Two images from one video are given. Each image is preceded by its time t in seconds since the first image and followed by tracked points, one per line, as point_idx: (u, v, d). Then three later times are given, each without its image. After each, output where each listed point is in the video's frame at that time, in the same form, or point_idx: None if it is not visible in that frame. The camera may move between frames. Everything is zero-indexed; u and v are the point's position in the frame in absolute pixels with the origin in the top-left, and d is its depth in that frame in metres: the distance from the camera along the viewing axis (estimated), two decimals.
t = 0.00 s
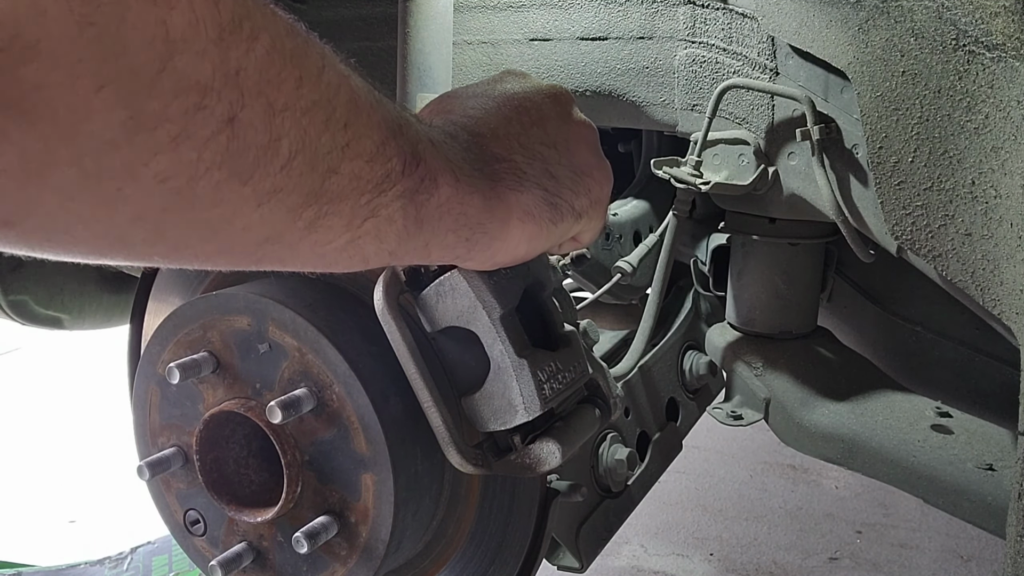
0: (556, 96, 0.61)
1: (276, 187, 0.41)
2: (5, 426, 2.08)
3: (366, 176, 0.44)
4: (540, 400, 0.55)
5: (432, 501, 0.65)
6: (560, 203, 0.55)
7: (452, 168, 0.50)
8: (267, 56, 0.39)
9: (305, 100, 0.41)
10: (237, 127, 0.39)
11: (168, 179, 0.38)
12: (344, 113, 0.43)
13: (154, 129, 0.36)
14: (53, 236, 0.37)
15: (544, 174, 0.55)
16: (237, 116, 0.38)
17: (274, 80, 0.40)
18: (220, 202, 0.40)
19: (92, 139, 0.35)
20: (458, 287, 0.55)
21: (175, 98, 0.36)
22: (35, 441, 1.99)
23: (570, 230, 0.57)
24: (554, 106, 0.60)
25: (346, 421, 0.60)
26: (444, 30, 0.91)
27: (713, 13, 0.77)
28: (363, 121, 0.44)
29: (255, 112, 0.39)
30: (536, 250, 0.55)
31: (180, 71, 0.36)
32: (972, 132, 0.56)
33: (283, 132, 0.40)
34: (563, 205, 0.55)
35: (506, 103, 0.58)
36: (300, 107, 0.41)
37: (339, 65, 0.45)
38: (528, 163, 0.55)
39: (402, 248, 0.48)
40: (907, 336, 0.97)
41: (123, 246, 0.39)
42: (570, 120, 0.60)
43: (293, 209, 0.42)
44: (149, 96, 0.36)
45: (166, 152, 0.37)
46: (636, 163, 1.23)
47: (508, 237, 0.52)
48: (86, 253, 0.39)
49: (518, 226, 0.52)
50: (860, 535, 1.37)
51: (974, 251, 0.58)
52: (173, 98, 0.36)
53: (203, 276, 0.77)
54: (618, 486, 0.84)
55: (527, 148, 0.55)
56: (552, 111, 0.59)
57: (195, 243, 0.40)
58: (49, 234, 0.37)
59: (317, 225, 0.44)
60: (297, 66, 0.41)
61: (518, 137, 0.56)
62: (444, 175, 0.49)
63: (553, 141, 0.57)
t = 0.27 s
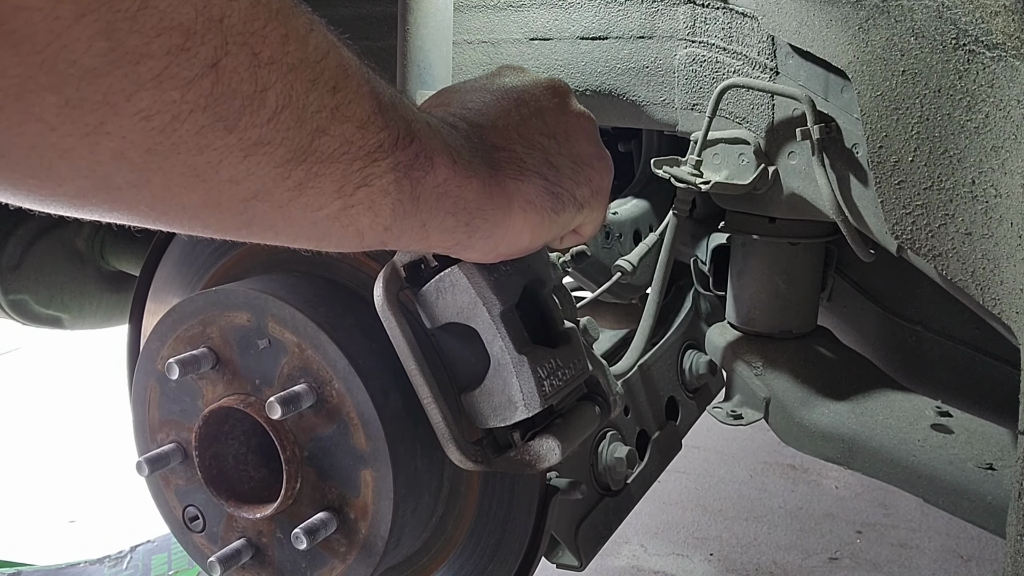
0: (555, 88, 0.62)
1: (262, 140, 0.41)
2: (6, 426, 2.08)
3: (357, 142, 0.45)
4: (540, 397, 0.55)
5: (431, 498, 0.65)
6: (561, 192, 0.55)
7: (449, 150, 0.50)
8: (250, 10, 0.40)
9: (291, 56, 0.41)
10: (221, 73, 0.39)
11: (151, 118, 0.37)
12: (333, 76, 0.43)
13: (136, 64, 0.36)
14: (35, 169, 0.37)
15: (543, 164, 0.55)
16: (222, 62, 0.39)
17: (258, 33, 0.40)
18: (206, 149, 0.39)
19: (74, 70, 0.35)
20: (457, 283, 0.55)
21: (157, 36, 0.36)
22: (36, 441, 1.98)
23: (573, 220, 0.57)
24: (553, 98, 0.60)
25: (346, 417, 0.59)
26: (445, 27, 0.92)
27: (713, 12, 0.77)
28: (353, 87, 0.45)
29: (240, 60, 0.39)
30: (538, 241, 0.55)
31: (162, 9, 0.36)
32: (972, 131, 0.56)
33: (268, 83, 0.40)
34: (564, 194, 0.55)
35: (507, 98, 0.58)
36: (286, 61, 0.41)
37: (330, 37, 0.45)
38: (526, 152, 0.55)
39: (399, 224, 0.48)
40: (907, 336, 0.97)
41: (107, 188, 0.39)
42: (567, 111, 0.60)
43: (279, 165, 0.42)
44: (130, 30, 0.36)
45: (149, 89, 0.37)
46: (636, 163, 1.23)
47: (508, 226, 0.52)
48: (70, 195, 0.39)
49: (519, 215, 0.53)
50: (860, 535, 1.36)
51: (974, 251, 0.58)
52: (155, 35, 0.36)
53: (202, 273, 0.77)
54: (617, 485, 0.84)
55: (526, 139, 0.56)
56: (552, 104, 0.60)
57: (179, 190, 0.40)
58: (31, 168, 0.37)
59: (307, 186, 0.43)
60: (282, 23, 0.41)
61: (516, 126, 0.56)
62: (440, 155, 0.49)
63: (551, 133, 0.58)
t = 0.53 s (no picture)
0: (565, 94, 0.62)
1: (301, 197, 0.41)
2: (6, 426, 2.08)
3: (382, 173, 0.44)
4: (539, 388, 0.55)
5: (429, 491, 0.65)
6: (563, 193, 0.55)
7: (462, 158, 0.49)
8: (290, 63, 0.39)
9: (327, 102, 0.41)
10: (266, 139, 0.38)
11: (200, 196, 0.38)
12: (365, 111, 0.43)
13: (187, 148, 0.36)
14: (87, 256, 0.37)
15: (547, 164, 0.55)
16: (266, 127, 0.38)
17: (298, 85, 0.39)
18: (248, 213, 0.40)
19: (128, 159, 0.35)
20: (457, 274, 0.55)
21: (208, 115, 0.36)
22: (36, 442, 1.98)
23: (573, 222, 0.57)
24: (559, 102, 0.60)
25: (344, 409, 0.59)
26: (443, 25, 0.93)
27: (713, 12, 0.77)
28: (382, 116, 0.44)
29: (283, 122, 0.39)
30: (535, 241, 0.55)
31: (211, 86, 0.36)
32: (972, 131, 0.56)
33: (308, 139, 0.40)
34: (565, 195, 0.55)
35: (514, 96, 0.58)
36: (322, 110, 0.41)
37: (350, 54, 0.44)
38: (532, 152, 0.55)
39: (415, 239, 0.48)
40: (907, 335, 0.97)
41: (153, 259, 0.39)
42: (573, 115, 0.60)
43: (315, 213, 0.42)
44: (182, 115, 0.36)
45: (199, 170, 0.37)
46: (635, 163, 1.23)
47: (508, 226, 0.52)
48: (119, 269, 0.38)
49: (522, 214, 0.52)
50: (860, 535, 1.36)
51: (974, 251, 0.58)
52: (205, 114, 0.36)
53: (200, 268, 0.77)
54: (616, 481, 0.84)
55: (531, 139, 0.55)
56: (559, 106, 0.60)
57: (221, 254, 0.40)
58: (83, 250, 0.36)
59: (337, 226, 0.44)
60: (319, 69, 0.40)
61: (525, 128, 0.56)
62: (453, 164, 0.48)
63: (556, 134, 0.58)
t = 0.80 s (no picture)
0: (563, 103, 0.62)
1: (281, 222, 0.42)
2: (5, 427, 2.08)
3: (363, 188, 0.44)
4: (539, 388, 0.55)
5: (429, 491, 0.65)
6: (546, 193, 0.55)
7: (444, 159, 0.49)
8: (271, 94, 0.39)
9: (309, 129, 0.41)
10: (246, 177, 0.39)
11: (181, 237, 0.39)
12: (347, 131, 0.43)
13: (168, 198, 0.37)
14: (74, 280, 0.39)
15: (533, 164, 0.55)
16: (246, 165, 0.39)
17: (279, 116, 0.39)
18: (229, 246, 0.41)
19: (109, 212, 0.36)
20: (457, 275, 0.55)
21: (188, 164, 0.37)
22: (35, 442, 1.98)
23: (556, 225, 0.57)
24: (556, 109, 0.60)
25: (344, 409, 0.59)
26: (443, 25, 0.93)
27: (713, 12, 0.77)
28: (364, 132, 0.44)
29: (261, 159, 0.39)
30: (517, 241, 0.55)
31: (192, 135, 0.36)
32: (972, 131, 0.56)
33: (287, 170, 0.40)
34: (549, 196, 0.55)
35: (507, 98, 0.58)
36: (303, 137, 0.40)
37: (330, 65, 0.44)
38: (519, 151, 0.55)
39: (397, 242, 0.49)
40: (907, 335, 0.97)
41: (137, 283, 0.40)
42: (569, 125, 0.60)
43: (293, 237, 0.43)
44: (162, 169, 0.36)
45: (181, 215, 0.38)
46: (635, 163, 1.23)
47: (485, 224, 0.52)
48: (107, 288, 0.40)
49: (501, 211, 0.52)
50: (860, 535, 1.36)
51: (974, 251, 0.58)
52: (186, 164, 0.37)
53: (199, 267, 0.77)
54: (615, 481, 0.84)
55: (518, 137, 0.55)
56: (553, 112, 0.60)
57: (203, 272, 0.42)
58: (71, 277, 0.39)
59: (317, 245, 0.45)
60: (301, 95, 0.40)
61: (515, 128, 0.56)
62: (437, 167, 0.48)
63: (547, 137, 0.57)
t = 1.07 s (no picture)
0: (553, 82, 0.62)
1: (258, 183, 0.41)
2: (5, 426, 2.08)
3: (353, 165, 0.45)
4: (539, 388, 0.55)
5: (429, 489, 0.65)
6: (551, 185, 0.56)
7: (444, 154, 0.50)
8: (250, 52, 0.39)
9: (290, 94, 0.41)
10: (219, 127, 0.39)
11: (149, 180, 0.38)
12: (331, 103, 0.43)
13: (133, 134, 0.36)
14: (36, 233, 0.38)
15: (535, 158, 0.55)
16: (219, 116, 0.39)
17: (257, 76, 0.40)
18: (202, 201, 0.40)
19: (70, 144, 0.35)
20: (457, 274, 0.55)
21: (156, 103, 0.36)
22: (35, 441, 1.98)
23: (564, 215, 0.58)
24: (551, 92, 0.61)
25: (344, 408, 0.59)
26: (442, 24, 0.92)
27: (713, 12, 0.77)
28: (350, 109, 0.44)
29: (237, 111, 0.39)
30: (527, 237, 0.56)
31: (161, 74, 0.36)
32: (972, 130, 0.56)
33: (266, 129, 0.40)
34: (553, 188, 0.56)
35: (502, 89, 0.58)
36: (285, 101, 0.41)
37: (319, 44, 0.44)
38: (519, 147, 0.55)
39: (391, 233, 0.49)
40: (906, 335, 0.97)
41: (106, 238, 0.40)
42: (566, 105, 0.60)
43: (276, 203, 0.43)
44: (127, 103, 0.35)
45: (147, 155, 0.37)
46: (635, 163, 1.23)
47: (490, 227, 0.53)
48: (73, 243, 0.39)
49: (508, 211, 0.53)
50: (860, 535, 1.36)
51: (974, 250, 0.58)
52: (153, 103, 0.36)
53: (197, 266, 0.77)
54: (615, 480, 0.84)
55: (519, 134, 0.56)
56: (548, 97, 0.60)
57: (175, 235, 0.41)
58: (36, 229, 0.37)
59: (302, 217, 0.44)
60: (282, 60, 0.41)
61: (512, 121, 0.56)
62: (432, 157, 0.49)
63: (546, 127, 0.58)
